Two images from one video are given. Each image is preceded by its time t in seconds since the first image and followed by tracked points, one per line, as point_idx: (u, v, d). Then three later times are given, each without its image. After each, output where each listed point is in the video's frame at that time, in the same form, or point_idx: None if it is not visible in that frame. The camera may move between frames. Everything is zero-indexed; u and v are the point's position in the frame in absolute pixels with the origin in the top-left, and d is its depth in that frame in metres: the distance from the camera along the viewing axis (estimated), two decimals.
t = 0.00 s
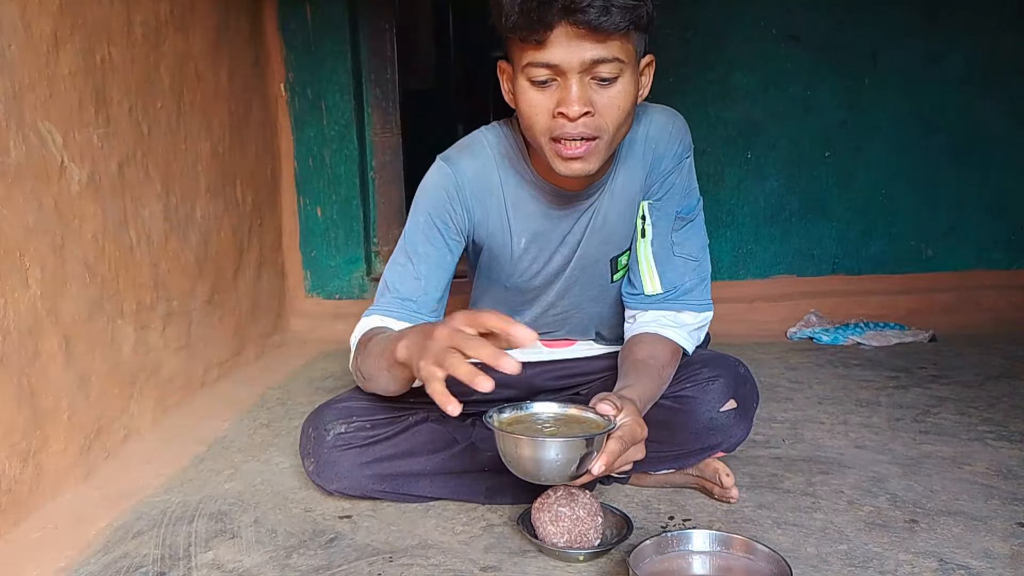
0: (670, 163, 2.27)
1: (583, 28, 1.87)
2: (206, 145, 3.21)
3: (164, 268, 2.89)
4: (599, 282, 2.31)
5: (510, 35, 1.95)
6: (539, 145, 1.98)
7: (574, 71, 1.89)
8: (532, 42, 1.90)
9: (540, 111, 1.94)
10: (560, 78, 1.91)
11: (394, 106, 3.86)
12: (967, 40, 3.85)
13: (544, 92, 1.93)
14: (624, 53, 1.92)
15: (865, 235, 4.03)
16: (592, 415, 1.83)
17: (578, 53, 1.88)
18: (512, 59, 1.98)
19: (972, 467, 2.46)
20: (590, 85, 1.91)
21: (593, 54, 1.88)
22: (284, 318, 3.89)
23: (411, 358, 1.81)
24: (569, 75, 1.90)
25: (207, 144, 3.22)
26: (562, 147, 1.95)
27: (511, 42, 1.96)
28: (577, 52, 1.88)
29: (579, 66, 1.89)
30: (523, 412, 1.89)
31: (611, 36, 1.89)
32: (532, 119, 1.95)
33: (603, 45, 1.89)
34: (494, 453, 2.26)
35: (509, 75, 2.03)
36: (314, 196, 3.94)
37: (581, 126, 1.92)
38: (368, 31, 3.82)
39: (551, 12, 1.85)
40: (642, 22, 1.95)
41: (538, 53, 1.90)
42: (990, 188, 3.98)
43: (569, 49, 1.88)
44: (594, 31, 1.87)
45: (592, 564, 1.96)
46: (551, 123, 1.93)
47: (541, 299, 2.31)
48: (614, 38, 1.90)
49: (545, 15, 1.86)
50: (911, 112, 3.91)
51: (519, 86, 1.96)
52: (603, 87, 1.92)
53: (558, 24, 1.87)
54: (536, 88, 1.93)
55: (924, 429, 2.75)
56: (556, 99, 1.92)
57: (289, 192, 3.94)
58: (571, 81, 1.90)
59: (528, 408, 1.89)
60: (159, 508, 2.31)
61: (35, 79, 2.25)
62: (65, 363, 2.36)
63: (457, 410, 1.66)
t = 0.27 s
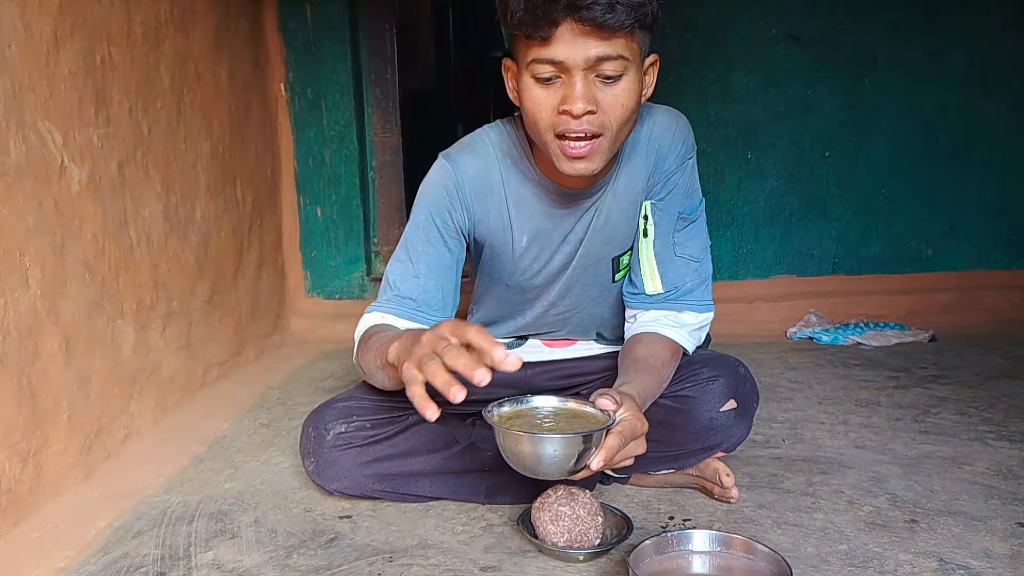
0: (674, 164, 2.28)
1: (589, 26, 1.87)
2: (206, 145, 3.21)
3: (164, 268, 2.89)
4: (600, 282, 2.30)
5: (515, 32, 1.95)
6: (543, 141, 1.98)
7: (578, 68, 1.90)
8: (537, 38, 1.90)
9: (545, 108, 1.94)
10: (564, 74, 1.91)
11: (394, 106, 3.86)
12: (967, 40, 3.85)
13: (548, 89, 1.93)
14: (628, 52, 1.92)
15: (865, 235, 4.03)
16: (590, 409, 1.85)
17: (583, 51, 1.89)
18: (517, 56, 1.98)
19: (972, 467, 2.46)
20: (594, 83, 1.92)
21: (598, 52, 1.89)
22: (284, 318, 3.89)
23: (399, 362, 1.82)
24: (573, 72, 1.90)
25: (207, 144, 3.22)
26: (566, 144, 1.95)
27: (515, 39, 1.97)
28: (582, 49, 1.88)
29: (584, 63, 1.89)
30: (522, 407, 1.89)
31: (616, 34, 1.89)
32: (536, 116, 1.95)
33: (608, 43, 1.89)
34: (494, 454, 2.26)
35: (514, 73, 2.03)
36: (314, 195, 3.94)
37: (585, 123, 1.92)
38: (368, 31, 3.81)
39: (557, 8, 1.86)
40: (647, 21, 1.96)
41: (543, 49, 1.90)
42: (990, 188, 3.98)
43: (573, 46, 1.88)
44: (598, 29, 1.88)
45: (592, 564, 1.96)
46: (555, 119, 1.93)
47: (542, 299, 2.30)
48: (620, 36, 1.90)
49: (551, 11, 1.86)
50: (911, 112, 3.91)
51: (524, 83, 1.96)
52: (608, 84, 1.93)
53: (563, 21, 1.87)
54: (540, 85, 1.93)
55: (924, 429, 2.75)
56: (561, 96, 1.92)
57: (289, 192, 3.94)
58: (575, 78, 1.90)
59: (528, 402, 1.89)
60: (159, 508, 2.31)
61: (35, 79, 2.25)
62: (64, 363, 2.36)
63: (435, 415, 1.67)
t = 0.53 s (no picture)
0: (670, 163, 2.28)
1: (582, 23, 1.88)
2: (206, 146, 3.21)
3: (164, 268, 2.89)
4: (599, 282, 2.30)
5: (510, 30, 1.95)
6: (539, 139, 1.98)
7: (573, 66, 1.90)
8: (532, 36, 1.90)
9: (540, 106, 1.94)
10: (559, 72, 1.91)
11: (394, 107, 3.87)
12: (966, 40, 3.85)
13: (543, 87, 1.94)
14: (623, 49, 1.92)
15: (865, 235, 4.03)
16: (591, 406, 1.84)
17: (577, 48, 1.89)
18: (512, 55, 1.98)
19: (972, 467, 2.46)
20: (589, 81, 1.92)
21: (592, 49, 1.89)
22: (284, 318, 3.89)
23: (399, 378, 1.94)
24: (568, 70, 1.90)
25: (207, 144, 3.22)
26: (561, 142, 1.95)
27: (510, 37, 1.97)
28: (576, 47, 1.89)
29: (578, 61, 1.89)
30: (524, 401, 1.89)
31: (610, 32, 1.90)
32: (531, 114, 1.95)
33: (602, 41, 1.89)
34: (493, 453, 2.26)
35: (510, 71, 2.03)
36: (314, 195, 3.94)
37: (580, 121, 1.92)
38: (369, 31, 3.83)
39: (551, 6, 1.86)
40: (642, 19, 1.96)
41: (537, 47, 1.90)
42: (990, 188, 3.98)
43: (568, 44, 1.88)
44: (592, 27, 1.88)
45: (592, 564, 1.96)
46: (550, 117, 1.93)
47: (542, 301, 2.31)
48: (614, 33, 1.90)
49: (545, 9, 1.86)
50: (911, 112, 3.91)
51: (519, 82, 1.97)
52: (603, 82, 1.93)
53: (557, 19, 1.87)
54: (535, 83, 1.94)
55: (924, 429, 2.75)
56: (555, 94, 1.92)
57: (289, 192, 3.94)
58: (570, 76, 1.90)
59: (529, 397, 1.89)
60: (159, 508, 2.31)
61: (35, 79, 2.25)
62: (64, 363, 2.36)
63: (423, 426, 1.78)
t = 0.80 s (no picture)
0: (664, 161, 2.28)
1: (570, 20, 1.87)
2: (206, 146, 3.21)
3: (163, 268, 2.89)
4: (597, 282, 2.30)
5: (499, 28, 1.95)
6: (530, 137, 1.98)
7: (562, 63, 1.89)
8: (520, 33, 1.90)
9: (530, 103, 1.94)
10: (548, 70, 1.91)
11: (394, 107, 3.87)
12: (966, 40, 3.85)
13: (532, 84, 1.93)
14: (612, 46, 1.92)
15: (865, 235, 4.03)
16: (587, 406, 1.83)
17: (565, 46, 1.88)
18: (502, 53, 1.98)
19: (972, 467, 2.46)
20: (578, 78, 1.91)
21: (580, 46, 1.89)
22: (284, 318, 3.89)
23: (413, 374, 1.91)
24: (557, 67, 1.90)
25: (207, 144, 3.22)
26: (552, 139, 1.95)
27: (500, 35, 1.97)
28: (564, 44, 1.88)
29: (567, 58, 1.89)
30: (520, 403, 1.89)
31: (598, 28, 1.89)
32: (521, 111, 1.95)
33: (590, 37, 1.89)
34: (493, 454, 2.26)
35: (501, 70, 2.03)
36: (314, 196, 3.94)
37: (570, 118, 1.92)
38: (369, 31, 3.83)
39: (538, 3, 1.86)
40: (631, 14, 1.96)
41: (526, 45, 1.90)
42: (990, 188, 3.98)
43: (556, 40, 1.88)
44: (580, 23, 1.87)
45: (592, 564, 1.96)
46: (540, 115, 1.93)
47: (540, 301, 2.31)
48: (602, 30, 1.90)
49: (532, 6, 1.86)
50: (910, 113, 3.91)
51: (509, 79, 1.97)
52: (592, 79, 1.92)
53: (545, 16, 1.87)
54: (524, 81, 1.93)
55: (924, 429, 2.75)
56: (545, 92, 1.92)
57: (289, 192, 3.94)
58: (559, 73, 1.90)
59: (525, 398, 1.89)
60: (159, 508, 2.31)
61: (35, 79, 2.25)
62: (65, 363, 2.36)
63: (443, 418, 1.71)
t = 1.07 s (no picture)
0: (668, 161, 2.28)
1: (580, 9, 1.90)
2: (206, 146, 3.21)
3: (164, 268, 2.89)
4: (597, 282, 2.30)
5: (507, 21, 1.97)
6: (537, 130, 1.97)
7: (571, 51, 1.91)
8: (531, 23, 1.91)
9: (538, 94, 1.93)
10: (557, 60, 1.92)
11: (394, 107, 3.87)
12: (966, 40, 3.85)
13: (540, 75, 1.94)
14: (620, 38, 1.94)
15: (864, 235, 4.03)
16: (587, 403, 1.84)
17: (575, 34, 1.90)
18: (509, 48, 1.99)
19: (972, 467, 2.46)
20: (587, 68, 1.93)
21: (590, 35, 1.90)
22: (284, 318, 3.89)
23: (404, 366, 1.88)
24: (566, 56, 1.91)
25: (207, 144, 3.22)
26: (560, 129, 1.94)
27: (507, 30, 1.99)
28: (574, 33, 1.90)
29: (576, 47, 1.91)
30: (520, 400, 1.89)
31: (608, 18, 1.92)
32: (529, 103, 1.95)
33: (599, 26, 1.91)
34: (493, 453, 2.25)
35: (507, 67, 2.04)
36: (314, 196, 3.94)
37: (578, 108, 1.91)
38: (369, 31, 3.83)
39: None
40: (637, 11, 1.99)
41: (536, 34, 1.91)
42: (990, 188, 3.98)
43: (566, 29, 1.90)
44: (590, 12, 1.90)
45: (592, 564, 1.96)
46: (548, 104, 1.92)
47: (541, 299, 2.31)
48: (612, 20, 1.92)
49: None
50: (910, 113, 3.91)
51: (516, 72, 1.97)
52: (600, 70, 1.93)
53: (555, 4, 1.89)
54: (533, 71, 1.94)
55: (924, 429, 2.75)
56: (554, 82, 1.92)
57: (289, 192, 3.94)
58: (568, 62, 1.91)
59: (525, 395, 1.89)
60: (159, 508, 2.31)
61: (35, 79, 2.25)
62: (65, 364, 2.36)
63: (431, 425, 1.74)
